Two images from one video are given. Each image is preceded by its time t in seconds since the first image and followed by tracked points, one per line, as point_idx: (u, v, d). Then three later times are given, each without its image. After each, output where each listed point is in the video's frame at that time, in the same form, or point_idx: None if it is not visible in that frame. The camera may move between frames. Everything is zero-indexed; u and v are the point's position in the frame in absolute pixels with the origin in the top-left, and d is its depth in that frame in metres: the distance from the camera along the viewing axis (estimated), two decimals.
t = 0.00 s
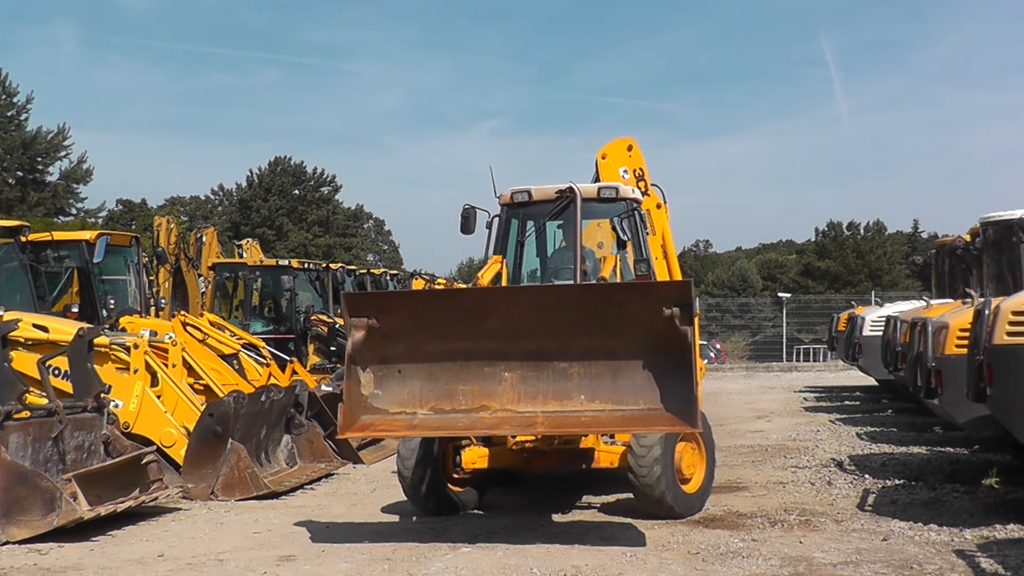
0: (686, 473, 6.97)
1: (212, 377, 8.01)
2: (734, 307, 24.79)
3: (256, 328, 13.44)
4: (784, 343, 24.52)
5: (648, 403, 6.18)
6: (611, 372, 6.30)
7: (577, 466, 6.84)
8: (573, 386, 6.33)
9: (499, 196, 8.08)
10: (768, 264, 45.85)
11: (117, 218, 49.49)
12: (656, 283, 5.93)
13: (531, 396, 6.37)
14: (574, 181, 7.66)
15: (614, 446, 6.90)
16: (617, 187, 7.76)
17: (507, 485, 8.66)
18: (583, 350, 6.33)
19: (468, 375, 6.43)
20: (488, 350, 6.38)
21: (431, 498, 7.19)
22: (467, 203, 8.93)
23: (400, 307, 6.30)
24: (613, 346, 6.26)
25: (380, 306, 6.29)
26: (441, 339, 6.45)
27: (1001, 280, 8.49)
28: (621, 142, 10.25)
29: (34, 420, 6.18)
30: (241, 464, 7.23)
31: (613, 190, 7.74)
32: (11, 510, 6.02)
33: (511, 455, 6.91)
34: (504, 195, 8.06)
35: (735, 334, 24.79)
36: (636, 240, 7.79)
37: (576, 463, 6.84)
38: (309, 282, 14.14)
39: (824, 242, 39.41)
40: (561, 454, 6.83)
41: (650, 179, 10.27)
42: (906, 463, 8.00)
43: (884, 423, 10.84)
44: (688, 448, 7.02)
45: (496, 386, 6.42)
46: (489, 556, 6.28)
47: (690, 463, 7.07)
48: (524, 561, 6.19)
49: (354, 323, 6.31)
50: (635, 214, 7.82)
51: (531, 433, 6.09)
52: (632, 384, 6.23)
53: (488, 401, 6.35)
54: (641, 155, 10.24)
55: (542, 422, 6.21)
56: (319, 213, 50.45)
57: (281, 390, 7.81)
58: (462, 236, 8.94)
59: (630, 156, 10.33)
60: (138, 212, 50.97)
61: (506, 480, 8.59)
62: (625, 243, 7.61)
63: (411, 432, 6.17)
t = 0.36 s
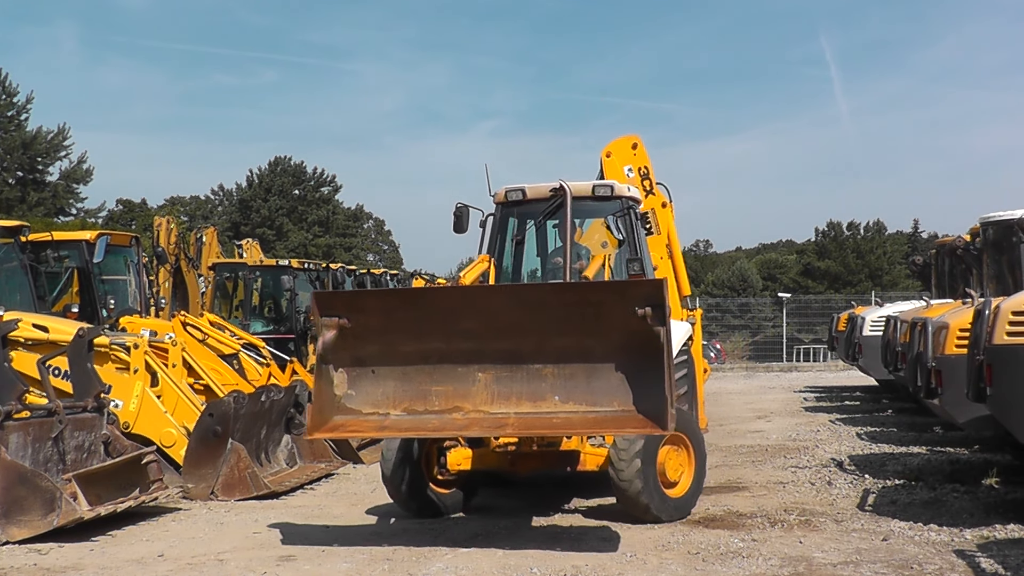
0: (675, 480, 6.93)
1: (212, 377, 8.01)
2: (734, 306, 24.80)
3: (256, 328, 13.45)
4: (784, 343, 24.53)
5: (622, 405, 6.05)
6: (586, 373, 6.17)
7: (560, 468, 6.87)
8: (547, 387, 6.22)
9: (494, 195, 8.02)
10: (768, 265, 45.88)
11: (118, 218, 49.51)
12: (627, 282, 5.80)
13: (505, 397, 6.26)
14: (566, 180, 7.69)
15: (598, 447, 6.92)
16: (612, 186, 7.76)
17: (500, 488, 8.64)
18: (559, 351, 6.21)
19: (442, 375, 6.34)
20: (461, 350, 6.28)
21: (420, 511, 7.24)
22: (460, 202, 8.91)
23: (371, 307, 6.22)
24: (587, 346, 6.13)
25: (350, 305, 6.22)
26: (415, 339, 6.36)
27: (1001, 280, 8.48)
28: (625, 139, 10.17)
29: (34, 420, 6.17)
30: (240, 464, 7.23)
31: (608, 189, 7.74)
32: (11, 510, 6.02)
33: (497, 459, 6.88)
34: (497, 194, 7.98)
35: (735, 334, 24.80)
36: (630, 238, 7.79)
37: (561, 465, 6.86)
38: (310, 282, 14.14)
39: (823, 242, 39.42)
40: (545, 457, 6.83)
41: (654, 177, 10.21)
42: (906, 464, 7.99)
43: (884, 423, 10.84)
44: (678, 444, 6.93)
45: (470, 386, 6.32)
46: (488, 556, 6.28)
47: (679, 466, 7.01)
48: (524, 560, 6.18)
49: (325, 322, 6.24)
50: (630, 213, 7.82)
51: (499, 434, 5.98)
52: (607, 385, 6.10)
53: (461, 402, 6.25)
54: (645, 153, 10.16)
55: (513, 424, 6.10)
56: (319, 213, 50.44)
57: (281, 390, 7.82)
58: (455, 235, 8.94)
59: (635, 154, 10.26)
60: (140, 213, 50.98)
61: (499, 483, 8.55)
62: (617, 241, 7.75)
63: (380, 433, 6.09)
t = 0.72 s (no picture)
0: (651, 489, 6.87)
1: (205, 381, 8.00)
2: (727, 312, 24.73)
3: (249, 333, 13.44)
4: (777, 349, 24.56)
5: (575, 414, 6.01)
6: (539, 381, 6.13)
7: (529, 476, 6.76)
8: (500, 395, 6.18)
9: (479, 197, 8.07)
10: (762, 270, 45.95)
11: (111, 221, 49.37)
12: (574, 288, 5.76)
13: (458, 405, 6.24)
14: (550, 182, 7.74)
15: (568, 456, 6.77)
16: (596, 188, 7.82)
17: (485, 496, 8.58)
18: (512, 359, 6.16)
19: (396, 382, 6.33)
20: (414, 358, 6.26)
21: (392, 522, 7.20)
22: (442, 205, 8.84)
23: (321, 313, 6.21)
24: (539, 354, 6.09)
25: (300, 311, 6.22)
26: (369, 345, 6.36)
27: (994, 286, 8.48)
28: (623, 140, 9.86)
29: (26, 425, 6.14)
30: (233, 468, 7.28)
31: (592, 190, 7.79)
32: (4, 513, 6.01)
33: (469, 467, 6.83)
34: (482, 196, 8.03)
35: (728, 339, 24.84)
36: (615, 242, 7.76)
37: (530, 475, 6.75)
38: (304, 286, 14.13)
39: (817, 248, 39.47)
40: (516, 466, 6.74)
41: (653, 178, 9.85)
42: (899, 470, 7.99)
43: (877, 428, 10.86)
44: (651, 447, 6.80)
45: (424, 393, 6.30)
46: (481, 561, 6.30)
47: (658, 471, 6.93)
48: (517, 565, 6.20)
49: (275, 329, 6.24)
50: (616, 215, 7.80)
51: (447, 442, 5.95)
52: (560, 393, 6.07)
53: (413, 409, 6.24)
54: (643, 154, 9.87)
55: (463, 432, 6.07)
56: (314, 217, 50.33)
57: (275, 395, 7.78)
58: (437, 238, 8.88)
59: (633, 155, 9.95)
60: (133, 217, 50.85)
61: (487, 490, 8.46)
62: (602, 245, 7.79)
63: (330, 440, 6.07)
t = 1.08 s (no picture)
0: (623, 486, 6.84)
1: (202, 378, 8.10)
2: (722, 313, 24.85)
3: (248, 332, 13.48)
4: (772, 350, 24.62)
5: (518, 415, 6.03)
6: (483, 382, 6.15)
7: (498, 479, 6.73)
8: (444, 396, 6.21)
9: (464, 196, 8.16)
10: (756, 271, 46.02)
11: (111, 220, 49.37)
12: (513, 287, 5.80)
13: (403, 406, 6.27)
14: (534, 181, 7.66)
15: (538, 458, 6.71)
16: (580, 186, 7.75)
17: (476, 496, 8.58)
18: (455, 360, 6.18)
19: (343, 382, 6.38)
20: (359, 358, 6.31)
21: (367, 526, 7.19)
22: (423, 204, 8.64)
23: (267, 312, 6.29)
24: (482, 354, 6.11)
25: (246, 310, 6.29)
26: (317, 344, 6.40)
27: (987, 288, 8.53)
28: (625, 139, 9.51)
29: (25, 422, 6.17)
30: (231, 466, 7.31)
31: (575, 189, 7.71)
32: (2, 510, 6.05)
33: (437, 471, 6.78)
34: (467, 195, 8.14)
35: (723, 340, 24.88)
36: (598, 243, 7.76)
37: (499, 477, 6.71)
38: (303, 286, 14.17)
39: (811, 250, 39.48)
40: (485, 468, 6.70)
41: (655, 178, 9.52)
42: (892, 470, 8.05)
43: (870, 429, 10.92)
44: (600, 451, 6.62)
45: (371, 393, 6.35)
46: (477, 560, 6.37)
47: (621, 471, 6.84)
48: (511, 564, 6.28)
49: (221, 328, 6.32)
50: (598, 214, 7.79)
51: (386, 441, 5.96)
52: (504, 395, 6.09)
53: (359, 409, 6.28)
54: (645, 153, 9.53)
55: (404, 432, 6.09)
56: (310, 217, 50.12)
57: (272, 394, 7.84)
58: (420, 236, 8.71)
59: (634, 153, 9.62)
60: (131, 215, 50.75)
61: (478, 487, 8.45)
62: (585, 243, 7.77)
63: (274, 438, 6.12)
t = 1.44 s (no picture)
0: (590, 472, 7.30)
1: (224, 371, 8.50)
2: (711, 310, 25.42)
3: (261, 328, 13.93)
4: (758, 345, 25.12)
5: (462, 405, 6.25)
6: (432, 372, 6.38)
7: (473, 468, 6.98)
8: (396, 386, 6.45)
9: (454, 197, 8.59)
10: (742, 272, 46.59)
11: (140, 224, 49.78)
12: (454, 280, 6.07)
13: (359, 396, 6.52)
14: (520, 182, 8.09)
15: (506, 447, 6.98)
16: (563, 186, 8.13)
17: (469, 486, 8.99)
18: (406, 351, 6.42)
19: (305, 373, 6.65)
20: (318, 349, 6.58)
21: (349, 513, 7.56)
22: (414, 205, 8.84)
23: (232, 304, 6.59)
24: (430, 345, 6.35)
25: (212, 302, 6.61)
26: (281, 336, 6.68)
27: (959, 286, 8.98)
28: (623, 142, 9.86)
29: (57, 413, 6.58)
30: (250, 453, 7.80)
31: (559, 190, 8.11)
32: (35, 496, 6.44)
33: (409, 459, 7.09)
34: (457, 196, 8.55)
35: (711, 336, 25.41)
36: (579, 241, 8.05)
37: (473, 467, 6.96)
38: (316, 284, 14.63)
39: (795, 250, 40.04)
40: (456, 456, 7.00)
41: (652, 179, 9.89)
42: (871, 457, 8.49)
43: (851, 419, 11.39)
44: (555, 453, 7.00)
45: (329, 384, 6.60)
46: (481, 542, 6.83)
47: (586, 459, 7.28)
48: (513, 546, 6.75)
49: (189, 320, 6.65)
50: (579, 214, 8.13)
51: (334, 428, 6.20)
52: (450, 386, 6.30)
53: (318, 399, 6.54)
54: (643, 154, 9.86)
55: (355, 420, 6.34)
56: (326, 220, 50.49)
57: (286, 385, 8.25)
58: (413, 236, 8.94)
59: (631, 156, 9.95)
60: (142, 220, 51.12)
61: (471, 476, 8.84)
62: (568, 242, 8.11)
63: (234, 425, 6.40)
